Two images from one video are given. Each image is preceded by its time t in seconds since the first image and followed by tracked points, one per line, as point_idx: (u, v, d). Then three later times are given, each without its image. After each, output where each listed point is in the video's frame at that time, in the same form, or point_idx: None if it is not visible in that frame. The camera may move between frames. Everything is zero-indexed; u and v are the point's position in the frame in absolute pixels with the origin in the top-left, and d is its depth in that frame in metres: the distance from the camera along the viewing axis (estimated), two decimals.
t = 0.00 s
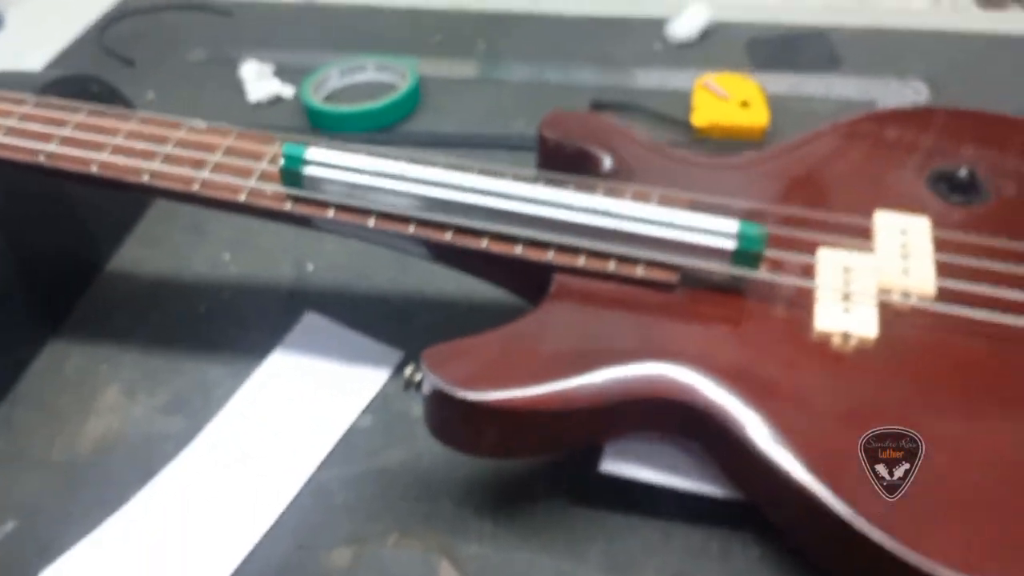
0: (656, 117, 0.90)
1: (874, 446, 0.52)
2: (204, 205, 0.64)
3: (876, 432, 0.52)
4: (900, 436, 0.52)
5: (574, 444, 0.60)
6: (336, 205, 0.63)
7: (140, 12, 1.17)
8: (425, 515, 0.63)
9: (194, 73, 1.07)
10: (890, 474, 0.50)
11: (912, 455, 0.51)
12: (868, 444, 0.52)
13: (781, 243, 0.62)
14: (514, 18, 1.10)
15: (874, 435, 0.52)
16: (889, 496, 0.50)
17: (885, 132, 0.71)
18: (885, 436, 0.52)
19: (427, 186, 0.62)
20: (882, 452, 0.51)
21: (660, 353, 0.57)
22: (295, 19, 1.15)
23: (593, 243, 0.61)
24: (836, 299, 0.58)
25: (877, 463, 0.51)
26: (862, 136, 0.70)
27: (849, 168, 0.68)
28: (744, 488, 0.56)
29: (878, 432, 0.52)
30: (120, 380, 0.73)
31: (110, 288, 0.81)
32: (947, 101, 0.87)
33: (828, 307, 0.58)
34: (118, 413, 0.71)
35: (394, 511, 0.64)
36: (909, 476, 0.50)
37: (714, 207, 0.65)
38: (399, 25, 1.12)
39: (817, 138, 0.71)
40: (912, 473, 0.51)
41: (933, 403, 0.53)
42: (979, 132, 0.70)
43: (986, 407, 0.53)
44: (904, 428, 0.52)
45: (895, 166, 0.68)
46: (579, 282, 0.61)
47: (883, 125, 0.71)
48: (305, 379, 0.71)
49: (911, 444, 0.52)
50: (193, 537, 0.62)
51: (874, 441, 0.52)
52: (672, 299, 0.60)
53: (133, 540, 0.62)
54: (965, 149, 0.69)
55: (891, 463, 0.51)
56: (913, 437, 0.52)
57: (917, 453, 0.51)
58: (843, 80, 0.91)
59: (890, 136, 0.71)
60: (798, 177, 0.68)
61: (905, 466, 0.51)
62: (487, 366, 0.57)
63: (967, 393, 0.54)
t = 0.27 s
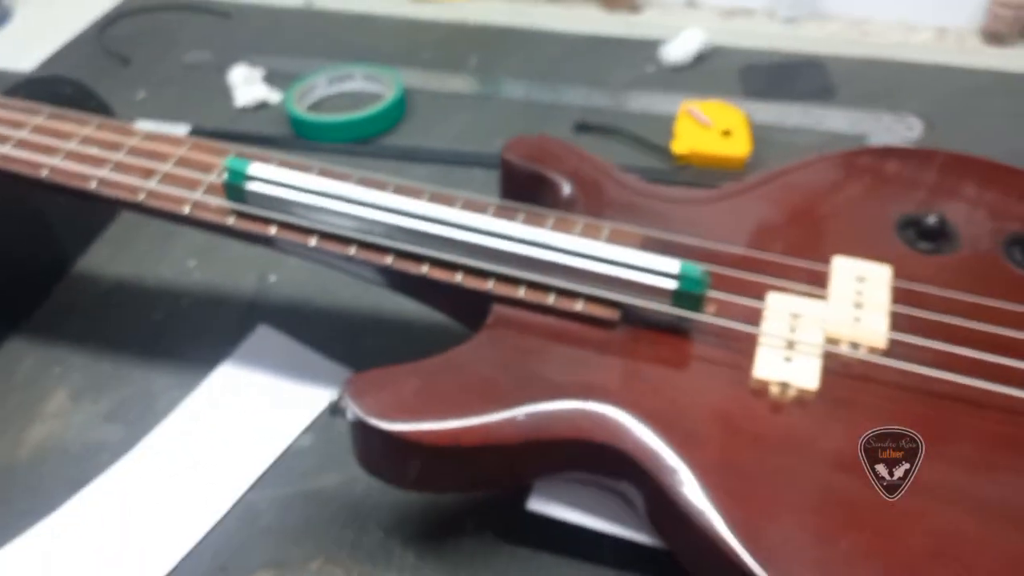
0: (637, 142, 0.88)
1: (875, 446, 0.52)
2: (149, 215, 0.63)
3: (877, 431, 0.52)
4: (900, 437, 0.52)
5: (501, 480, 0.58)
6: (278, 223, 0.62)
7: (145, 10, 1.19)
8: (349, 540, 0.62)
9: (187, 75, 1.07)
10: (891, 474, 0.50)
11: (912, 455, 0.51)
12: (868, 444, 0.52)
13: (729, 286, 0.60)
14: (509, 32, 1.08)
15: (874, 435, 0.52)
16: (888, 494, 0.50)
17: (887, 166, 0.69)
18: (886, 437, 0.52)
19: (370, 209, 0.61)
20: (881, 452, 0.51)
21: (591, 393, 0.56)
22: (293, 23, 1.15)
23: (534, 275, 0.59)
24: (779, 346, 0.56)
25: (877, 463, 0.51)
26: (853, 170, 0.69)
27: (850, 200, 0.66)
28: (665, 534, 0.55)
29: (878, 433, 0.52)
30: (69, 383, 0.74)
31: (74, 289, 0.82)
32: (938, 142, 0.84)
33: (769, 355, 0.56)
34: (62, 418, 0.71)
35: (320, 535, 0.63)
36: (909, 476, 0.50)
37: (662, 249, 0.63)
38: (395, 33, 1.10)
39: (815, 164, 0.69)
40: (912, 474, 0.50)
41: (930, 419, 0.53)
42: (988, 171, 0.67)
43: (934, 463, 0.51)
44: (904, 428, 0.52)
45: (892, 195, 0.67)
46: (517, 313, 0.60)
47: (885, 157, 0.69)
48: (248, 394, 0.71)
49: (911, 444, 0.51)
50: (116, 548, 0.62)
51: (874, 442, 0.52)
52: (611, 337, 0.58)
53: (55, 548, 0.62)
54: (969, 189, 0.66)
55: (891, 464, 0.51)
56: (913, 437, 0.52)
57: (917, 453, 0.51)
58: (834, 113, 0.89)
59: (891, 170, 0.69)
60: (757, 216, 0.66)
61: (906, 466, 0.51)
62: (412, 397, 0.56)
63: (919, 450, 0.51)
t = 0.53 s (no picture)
0: (650, 154, 0.87)
1: (875, 446, 0.51)
2: (146, 210, 0.64)
3: (876, 431, 0.52)
4: (900, 438, 0.52)
5: (478, 492, 0.58)
6: (270, 224, 0.62)
7: (177, 5, 1.21)
8: (328, 544, 0.62)
9: (211, 71, 1.09)
10: (890, 474, 0.50)
11: (912, 455, 0.51)
12: (868, 445, 0.52)
13: (720, 308, 0.59)
14: (531, 36, 1.07)
15: (874, 436, 0.52)
16: (889, 494, 0.50)
17: (910, 189, 0.67)
18: (886, 437, 0.52)
19: (362, 214, 0.61)
20: (881, 453, 0.51)
21: (569, 410, 0.55)
22: (318, 21, 1.15)
23: (520, 288, 0.59)
24: (764, 373, 0.55)
25: (877, 463, 0.51)
26: (867, 193, 0.67)
27: (873, 221, 0.65)
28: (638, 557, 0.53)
29: (877, 433, 0.52)
30: (70, 372, 0.75)
31: (83, 279, 0.83)
32: (958, 167, 0.82)
33: (754, 382, 0.55)
34: (60, 406, 0.72)
35: (299, 537, 0.62)
36: (909, 477, 0.50)
37: (654, 268, 0.62)
38: (418, 34, 1.10)
39: (831, 185, 0.68)
40: (911, 475, 0.50)
41: (927, 428, 0.52)
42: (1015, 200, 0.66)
43: (920, 497, 0.49)
44: (904, 428, 0.52)
45: (906, 219, 0.65)
46: (502, 326, 0.59)
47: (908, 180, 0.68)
48: (241, 393, 0.71)
49: (911, 445, 0.51)
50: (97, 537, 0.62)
51: (873, 443, 0.52)
52: (596, 355, 0.57)
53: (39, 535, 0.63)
54: (994, 216, 0.65)
55: (890, 464, 0.51)
56: (913, 437, 0.52)
57: (917, 453, 0.51)
58: (854, 133, 0.87)
59: (915, 193, 0.67)
60: (757, 237, 0.64)
61: (905, 466, 0.50)
62: (389, 403, 0.55)
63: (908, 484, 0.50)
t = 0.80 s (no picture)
0: (660, 166, 0.87)
1: (875, 446, 0.52)
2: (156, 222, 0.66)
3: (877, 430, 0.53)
4: (900, 437, 0.52)
5: (478, 506, 0.58)
6: (277, 236, 0.63)
7: (201, 13, 1.23)
8: (330, 552, 0.63)
9: (231, 79, 1.10)
10: (890, 474, 0.51)
11: (911, 455, 0.51)
12: (868, 445, 0.52)
13: (718, 325, 0.59)
14: (547, 46, 1.07)
15: (874, 436, 0.52)
16: (889, 494, 0.50)
17: (929, 200, 0.67)
18: (886, 437, 0.52)
19: (365, 228, 0.62)
20: (881, 453, 0.52)
21: (565, 426, 0.55)
22: (337, 30, 1.17)
23: (520, 303, 0.59)
24: (760, 393, 0.55)
25: (877, 463, 0.51)
26: (879, 208, 0.66)
27: (891, 233, 0.65)
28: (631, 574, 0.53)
29: (877, 433, 0.53)
30: (85, 377, 0.76)
31: (101, 285, 0.85)
32: (971, 182, 0.82)
33: (749, 400, 0.55)
34: (75, 410, 0.74)
35: (301, 545, 0.63)
36: (909, 476, 0.51)
37: (654, 286, 0.62)
38: (434, 44, 1.11)
39: (844, 202, 0.67)
40: (911, 474, 0.51)
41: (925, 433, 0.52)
42: None
43: (915, 508, 0.50)
44: (904, 428, 0.53)
45: (918, 238, 0.64)
46: (501, 340, 0.59)
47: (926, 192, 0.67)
48: (249, 401, 0.72)
49: (911, 444, 0.52)
50: (105, 540, 0.64)
51: (873, 443, 0.52)
52: (594, 371, 0.57)
53: (49, 537, 0.64)
54: (1013, 229, 0.64)
55: (890, 464, 0.51)
56: (913, 437, 0.52)
57: (917, 453, 0.52)
58: (867, 145, 0.86)
59: (934, 204, 0.67)
60: (762, 252, 0.64)
61: (905, 466, 0.51)
62: (387, 416, 0.56)
63: (902, 505, 0.50)
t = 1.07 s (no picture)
0: (669, 169, 0.87)
1: (875, 446, 0.52)
2: (167, 223, 0.67)
3: (878, 430, 0.53)
4: (901, 437, 0.52)
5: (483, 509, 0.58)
6: (285, 239, 0.64)
7: (214, 16, 1.24)
8: (337, 552, 0.63)
9: (244, 82, 1.11)
10: (891, 474, 0.51)
11: (912, 455, 0.52)
12: (869, 445, 0.52)
13: (723, 329, 0.59)
14: (557, 49, 1.08)
15: (874, 436, 0.53)
16: (888, 495, 0.50)
17: (940, 205, 0.66)
18: (886, 436, 0.52)
19: (372, 231, 0.62)
20: (882, 452, 0.52)
21: (569, 429, 0.55)
22: (349, 32, 1.17)
23: (526, 306, 0.59)
24: (765, 397, 0.55)
25: (877, 463, 0.51)
26: (884, 215, 0.66)
27: (902, 238, 0.65)
28: None
29: (878, 433, 0.53)
30: (97, 377, 0.77)
31: (114, 286, 0.86)
32: (983, 185, 0.81)
33: (753, 404, 0.55)
34: (87, 410, 0.75)
35: (307, 546, 0.64)
36: (909, 477, 0.51)
37: (661, 289, 0.62)
38: (446, 46, 1.11)
39: (851, 205, 0.67)
40: (911, 475, 0.51)
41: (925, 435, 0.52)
42: None
43: (919, 508, 0.50)
44: (905, 428, 0.53)
45: (924, 243, 0.64)
46: (506, 342, 0.60)
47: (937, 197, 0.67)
48: (259, 402, 0.73)
49: (912, 445, 0.52)
50: (114, 539, 0.64)
51: (874, 443, 0.52)
52: (598, 373, 0.58)
53: (60, 536, 0.65)
54: None
55: (891, 464, 0.51)
56: (913, 436, 0.52)
57: (917, 453, 0.52)
58: (878, 148, 0.86)
59: (945, 209, 0.66)
60: (769, 256, 0.64)
61: (905, 466, 0.51)
62: (393, 418, 0.57)
63: (906, 505, 0.50)
